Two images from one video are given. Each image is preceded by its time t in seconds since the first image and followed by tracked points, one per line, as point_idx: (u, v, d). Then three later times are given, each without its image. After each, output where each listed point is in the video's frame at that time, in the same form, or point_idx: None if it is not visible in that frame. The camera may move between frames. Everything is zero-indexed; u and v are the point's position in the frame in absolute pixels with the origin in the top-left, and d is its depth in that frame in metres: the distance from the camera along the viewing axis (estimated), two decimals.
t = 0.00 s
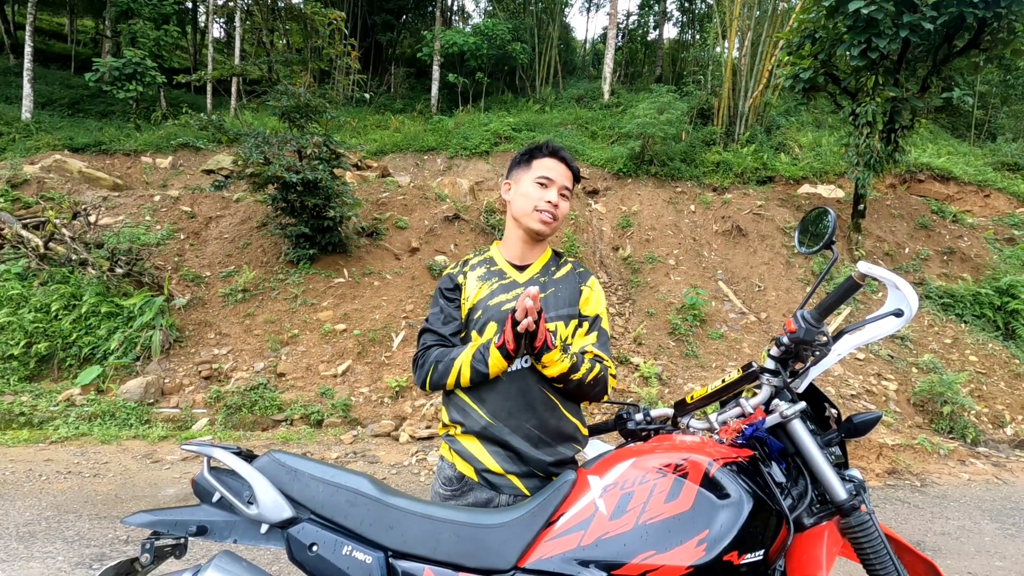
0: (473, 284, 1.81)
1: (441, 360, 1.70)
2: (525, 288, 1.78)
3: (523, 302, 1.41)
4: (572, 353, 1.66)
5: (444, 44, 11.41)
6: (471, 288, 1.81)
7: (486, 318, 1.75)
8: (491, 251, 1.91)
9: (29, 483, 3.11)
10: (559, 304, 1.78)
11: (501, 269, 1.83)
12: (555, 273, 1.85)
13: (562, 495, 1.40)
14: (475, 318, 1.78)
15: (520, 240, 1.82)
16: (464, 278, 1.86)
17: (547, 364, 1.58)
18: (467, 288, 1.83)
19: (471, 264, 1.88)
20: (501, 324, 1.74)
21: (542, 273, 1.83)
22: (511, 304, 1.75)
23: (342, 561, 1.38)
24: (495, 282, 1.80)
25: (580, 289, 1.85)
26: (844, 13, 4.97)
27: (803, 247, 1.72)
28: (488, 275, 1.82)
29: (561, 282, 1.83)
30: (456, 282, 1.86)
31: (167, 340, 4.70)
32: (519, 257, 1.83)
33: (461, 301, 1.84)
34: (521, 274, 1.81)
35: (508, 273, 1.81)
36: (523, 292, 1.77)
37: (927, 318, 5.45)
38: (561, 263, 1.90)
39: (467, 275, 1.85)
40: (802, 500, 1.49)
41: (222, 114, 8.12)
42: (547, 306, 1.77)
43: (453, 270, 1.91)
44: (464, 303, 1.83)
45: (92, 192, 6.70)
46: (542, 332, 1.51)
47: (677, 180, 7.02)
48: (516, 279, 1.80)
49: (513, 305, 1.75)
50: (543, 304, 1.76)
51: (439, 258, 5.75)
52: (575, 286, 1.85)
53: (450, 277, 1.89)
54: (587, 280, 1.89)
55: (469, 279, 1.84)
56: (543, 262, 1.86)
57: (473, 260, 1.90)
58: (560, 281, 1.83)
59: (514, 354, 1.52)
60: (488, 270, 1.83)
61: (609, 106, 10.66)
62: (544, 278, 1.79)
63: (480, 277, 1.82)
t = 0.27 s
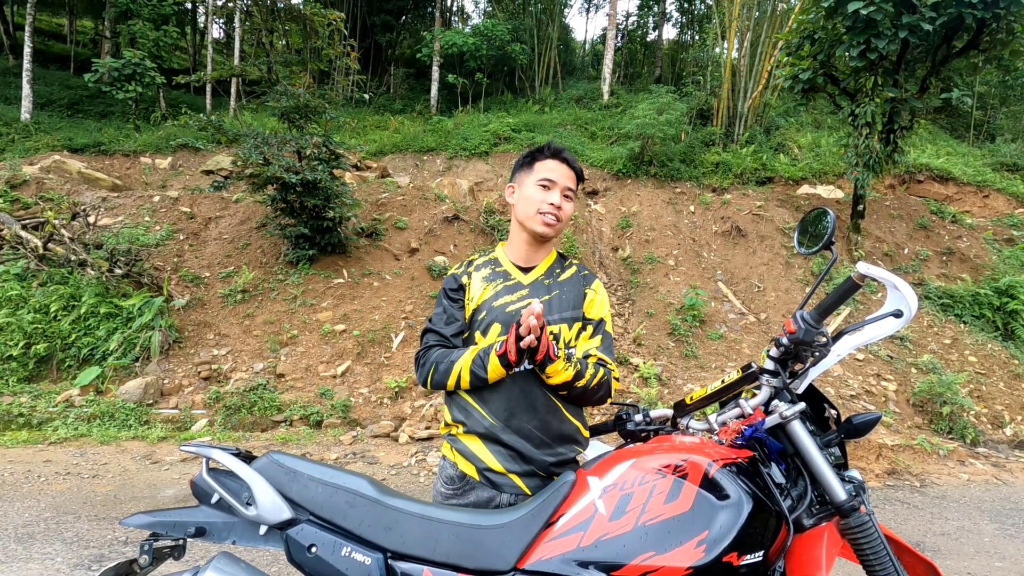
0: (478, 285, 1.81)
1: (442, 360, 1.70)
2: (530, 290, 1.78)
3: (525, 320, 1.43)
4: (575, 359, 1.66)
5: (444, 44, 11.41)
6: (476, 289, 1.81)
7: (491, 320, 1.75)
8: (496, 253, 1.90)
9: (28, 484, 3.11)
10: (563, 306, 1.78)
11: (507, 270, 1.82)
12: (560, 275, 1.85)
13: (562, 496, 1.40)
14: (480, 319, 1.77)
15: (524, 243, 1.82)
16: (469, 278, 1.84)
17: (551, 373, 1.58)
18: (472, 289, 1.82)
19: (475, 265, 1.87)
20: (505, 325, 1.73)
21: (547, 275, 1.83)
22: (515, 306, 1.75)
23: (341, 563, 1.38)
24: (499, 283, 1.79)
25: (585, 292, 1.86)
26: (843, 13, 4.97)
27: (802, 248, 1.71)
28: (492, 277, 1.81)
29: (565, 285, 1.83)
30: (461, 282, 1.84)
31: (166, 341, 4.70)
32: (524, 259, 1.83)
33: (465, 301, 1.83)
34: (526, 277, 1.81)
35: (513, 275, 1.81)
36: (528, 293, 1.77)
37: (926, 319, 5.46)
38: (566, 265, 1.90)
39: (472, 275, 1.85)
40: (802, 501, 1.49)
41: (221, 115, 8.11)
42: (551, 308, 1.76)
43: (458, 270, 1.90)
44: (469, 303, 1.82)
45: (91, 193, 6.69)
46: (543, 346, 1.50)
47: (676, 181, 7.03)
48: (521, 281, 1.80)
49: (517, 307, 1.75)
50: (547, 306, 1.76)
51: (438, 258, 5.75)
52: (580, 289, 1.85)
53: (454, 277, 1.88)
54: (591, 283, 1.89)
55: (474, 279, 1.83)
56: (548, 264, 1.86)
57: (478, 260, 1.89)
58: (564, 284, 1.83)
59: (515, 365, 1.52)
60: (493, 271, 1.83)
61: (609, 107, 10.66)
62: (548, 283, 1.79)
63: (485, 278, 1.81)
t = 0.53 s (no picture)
0: (478, 284, 1.81)
1: (440, 355, 1.72)
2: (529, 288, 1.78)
3: (524, 303, 1.40)
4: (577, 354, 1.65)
5: (444, 42, 11.39)
6: (476, 288, 1.81)
7: (490, 318, 1.75)
8: (496, 251, 1.90)
9: (29, 482, 3.11)
10: (563, 305, 1.78)
11: (507, 269, 1.82)
12: (560, 274, 1.85)
13: (562, 494, 1.40)
14: (480, 318, 1.78)
15: (524, 243, 1.81)
16: (469, 277, 1.85)
17: (553, 363, 1.56)
18: (472, 288, 1.82)
19: (476, 264, 1.87)
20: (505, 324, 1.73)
21: (547, 273, 1.83)
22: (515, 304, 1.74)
23: (341, 561, 1.38)
24: (500, 282, 1.79)
25: (585, 290, 1.85)
26: (844, 11, 4.96)
27: (802, 246, 1.71)
28: (492, 275, 1.81)
29: (565, 283, 1.83)
30: (462, 281, 1.85)
31: (167, 339, 4.70)
32: (524, 257, 1.83)
33: (466, 299, 1.84)
34: (526, 275, 1.81)
35: (513, 274, 1.81)
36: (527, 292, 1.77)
37: (926, 317, 5.46)
38: (566, 264, 1.90)
39: (472, 274, 1.85)
40: (801, 499, 1.49)
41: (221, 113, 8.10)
42: (551, 306, 1.76)
43: (458, 269, 1.91)
44: (469, 301, 1.82)
45: (91, 192, 6.69)
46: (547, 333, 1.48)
47: (676, 179, 7.02)
48: (521, 280, 1.79)
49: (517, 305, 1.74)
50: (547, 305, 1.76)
51: (438, 257, 5.74)
52: (580, 287, 1.85)
53: (455, 276, 1.89)
54: (591, 281, 1.89)
55: (475, 278, 1.83)
56: (548, 262, 1.85)
57: (478, 259, 1.89)
58: (564, 282, 1.83)
59: (512, 349, 1.50)
60: (494, 270, 1.82)
61: (609, 105, 10.65)
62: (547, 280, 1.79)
63: (485, 276, 1.81)
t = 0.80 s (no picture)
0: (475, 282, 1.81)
1: (432, 342, 1.75)
2: (527, 286, 1.77)
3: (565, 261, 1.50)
4: (591, 337, 1.66)
5: (444, 41, 11.38)
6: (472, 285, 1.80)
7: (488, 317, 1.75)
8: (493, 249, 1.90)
9: (29, 481, 3.11)
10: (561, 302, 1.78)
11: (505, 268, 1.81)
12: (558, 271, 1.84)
13: (562, 493, 1.40)
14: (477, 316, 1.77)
15: (521, 242, 1.81)
16: (465, 275, 1.85)
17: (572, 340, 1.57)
18: (469, 286, 1.82)
19: (472, 262, 1.87)
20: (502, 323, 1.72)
21: (545, 271, 1.82)
22: (512, 302, 1.74)
23: (341, 560, 1.38)
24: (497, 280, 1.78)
25: (583, 287, 1.85)
26: (844, 10, 4.95)
27: (803, 245, 1.71)
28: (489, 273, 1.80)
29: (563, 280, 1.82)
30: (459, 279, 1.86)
31: (167, 338, 4.70)
32: (520, 254, 1.82)
33: (463, 298, 1.84)
34: (523, 272, 1.80)
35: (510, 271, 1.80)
36: (525, 289, 1.76)
37: (926, 316, 5.46)
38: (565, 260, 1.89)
39: (469, 273, 1.85)
40: (801, 498, 1.49)
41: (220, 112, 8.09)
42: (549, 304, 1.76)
43: (455, 268, 1.91)
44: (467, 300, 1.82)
45: (91, 191, 6.68)
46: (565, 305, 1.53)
47: (677, 178, 7.02)
48: (518, 277, 1.78)
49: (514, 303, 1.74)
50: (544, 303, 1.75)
51: (438, 256, 5.74)
52: (579, 283, 1.85)
53: (452, 274, 1.89)
54: (589, 278, 1.88)
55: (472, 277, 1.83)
56: (546, 259, 1.84)
57: (474, 258, 1.89)
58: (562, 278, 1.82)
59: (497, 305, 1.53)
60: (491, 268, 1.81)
61: (609, 104, 10.65)
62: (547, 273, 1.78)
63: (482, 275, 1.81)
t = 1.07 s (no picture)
0: (472, 284, 1.81)
1: (437, 364, 1.71)
2: (523, 288, 1.78)
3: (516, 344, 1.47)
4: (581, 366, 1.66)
5: (445, 42, 11.39)
6: (469, 287, 1.81)
7: (485, 319, 1.76)
8: (490, 250, 1.90)
9: (30, 481, 3.11)
10: (557, 303, 1.78)
11: (501, 269, 1.82)
12: (554, 271, 1.84)
13: (562, 494, 1.40)
14: (474, 318, 1.78)
15: (516, 244, 1.81)
16: (463, 277, 1.85)
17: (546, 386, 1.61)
18: (466, 289, 1.82)
19: (469, 264, 1.87)
20: (499, 325, 1.75)
21: (541, 272, 1.82)
22: (509, 305, 1.75)
23: (342, 560, 1.38)
24: (493, 282, 1.79)
25: (580, 287, 1.84)
26: (845, 11, 4.95)
27: (803, 246, 1.71)
28: (486, 276, 1.81)
29: (560, 281, 1.82)
30: (456, 282, 1.85)
31: (167, 339, 4.70)
32: (516, 256, 1.82)
33: (459, 300, 1.84)
34: (519, 274, 1.81)
35: (507, 274, 1.81)
36: (521, 291, 1.77)
37: (927, 317, 5.45)
38: (560, 261, 1.89)
39: (465, 275, 1.85)
40: (802, 499, 1.49)
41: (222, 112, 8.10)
42: (545, 306, 1.77)
43: (452, 270, 1.90)
44: (463, 302, 1.82)
45: (92, 191, 6.69)
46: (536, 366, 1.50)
47: (677, 179, 7.02)
48: (515, 279, 1.80)
49: (511, 306, 1.75)
50: (540, 304, 1.76)
51: (439, 257, 5.74)
52: (574, 285, 1.84)
53: (449, 276, 1.89)
54: (586, 278, 1.88)
55: (468, 278, 1.83)
56: (542, 260, 1.85)
57: (472, 260, 1.89)
58: (559, 280, 1.82)
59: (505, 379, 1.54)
60: (487, 270, 1.82)
61: (610, 105, 10.65)
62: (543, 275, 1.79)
63: (479, 277, 1.81)
